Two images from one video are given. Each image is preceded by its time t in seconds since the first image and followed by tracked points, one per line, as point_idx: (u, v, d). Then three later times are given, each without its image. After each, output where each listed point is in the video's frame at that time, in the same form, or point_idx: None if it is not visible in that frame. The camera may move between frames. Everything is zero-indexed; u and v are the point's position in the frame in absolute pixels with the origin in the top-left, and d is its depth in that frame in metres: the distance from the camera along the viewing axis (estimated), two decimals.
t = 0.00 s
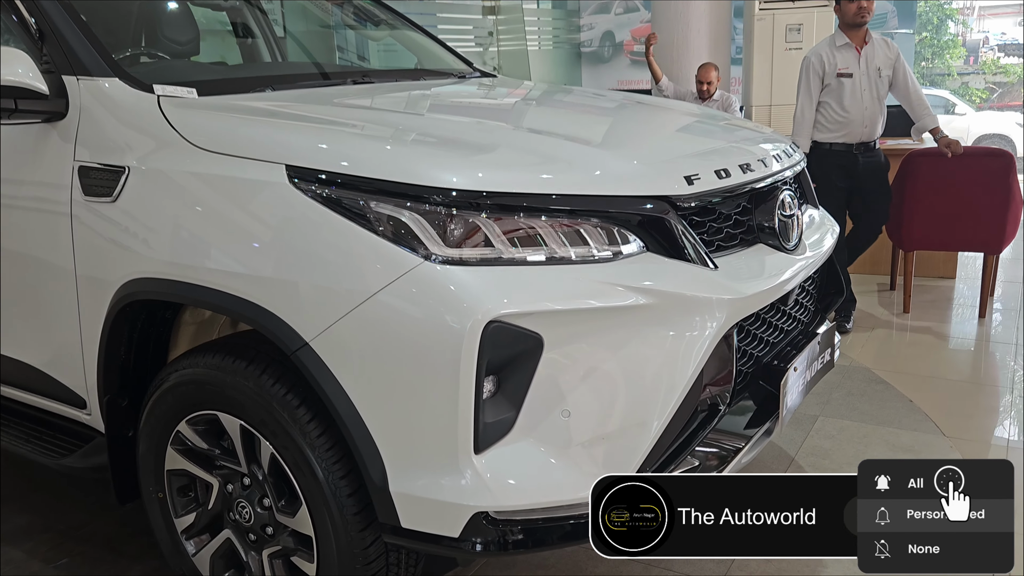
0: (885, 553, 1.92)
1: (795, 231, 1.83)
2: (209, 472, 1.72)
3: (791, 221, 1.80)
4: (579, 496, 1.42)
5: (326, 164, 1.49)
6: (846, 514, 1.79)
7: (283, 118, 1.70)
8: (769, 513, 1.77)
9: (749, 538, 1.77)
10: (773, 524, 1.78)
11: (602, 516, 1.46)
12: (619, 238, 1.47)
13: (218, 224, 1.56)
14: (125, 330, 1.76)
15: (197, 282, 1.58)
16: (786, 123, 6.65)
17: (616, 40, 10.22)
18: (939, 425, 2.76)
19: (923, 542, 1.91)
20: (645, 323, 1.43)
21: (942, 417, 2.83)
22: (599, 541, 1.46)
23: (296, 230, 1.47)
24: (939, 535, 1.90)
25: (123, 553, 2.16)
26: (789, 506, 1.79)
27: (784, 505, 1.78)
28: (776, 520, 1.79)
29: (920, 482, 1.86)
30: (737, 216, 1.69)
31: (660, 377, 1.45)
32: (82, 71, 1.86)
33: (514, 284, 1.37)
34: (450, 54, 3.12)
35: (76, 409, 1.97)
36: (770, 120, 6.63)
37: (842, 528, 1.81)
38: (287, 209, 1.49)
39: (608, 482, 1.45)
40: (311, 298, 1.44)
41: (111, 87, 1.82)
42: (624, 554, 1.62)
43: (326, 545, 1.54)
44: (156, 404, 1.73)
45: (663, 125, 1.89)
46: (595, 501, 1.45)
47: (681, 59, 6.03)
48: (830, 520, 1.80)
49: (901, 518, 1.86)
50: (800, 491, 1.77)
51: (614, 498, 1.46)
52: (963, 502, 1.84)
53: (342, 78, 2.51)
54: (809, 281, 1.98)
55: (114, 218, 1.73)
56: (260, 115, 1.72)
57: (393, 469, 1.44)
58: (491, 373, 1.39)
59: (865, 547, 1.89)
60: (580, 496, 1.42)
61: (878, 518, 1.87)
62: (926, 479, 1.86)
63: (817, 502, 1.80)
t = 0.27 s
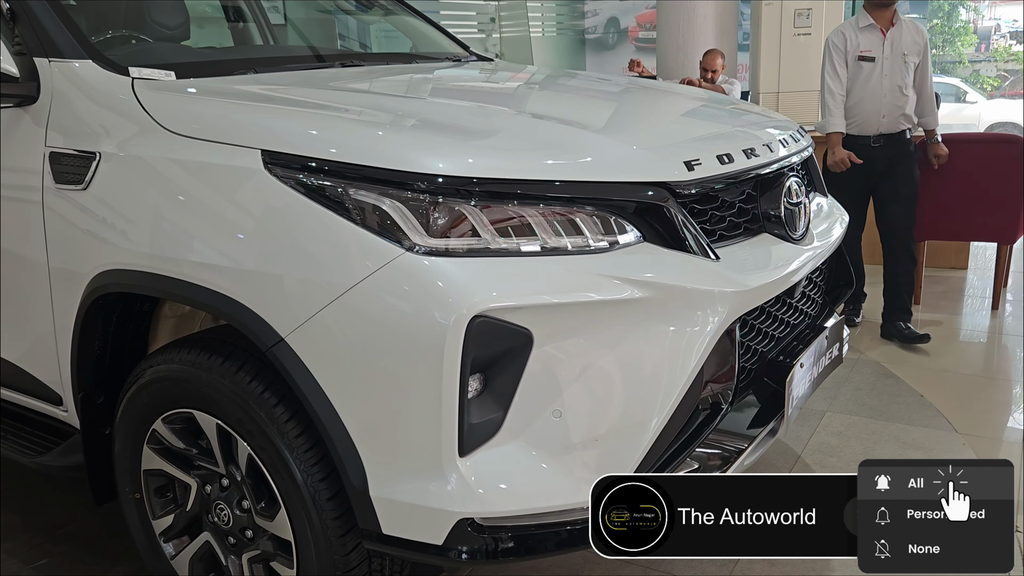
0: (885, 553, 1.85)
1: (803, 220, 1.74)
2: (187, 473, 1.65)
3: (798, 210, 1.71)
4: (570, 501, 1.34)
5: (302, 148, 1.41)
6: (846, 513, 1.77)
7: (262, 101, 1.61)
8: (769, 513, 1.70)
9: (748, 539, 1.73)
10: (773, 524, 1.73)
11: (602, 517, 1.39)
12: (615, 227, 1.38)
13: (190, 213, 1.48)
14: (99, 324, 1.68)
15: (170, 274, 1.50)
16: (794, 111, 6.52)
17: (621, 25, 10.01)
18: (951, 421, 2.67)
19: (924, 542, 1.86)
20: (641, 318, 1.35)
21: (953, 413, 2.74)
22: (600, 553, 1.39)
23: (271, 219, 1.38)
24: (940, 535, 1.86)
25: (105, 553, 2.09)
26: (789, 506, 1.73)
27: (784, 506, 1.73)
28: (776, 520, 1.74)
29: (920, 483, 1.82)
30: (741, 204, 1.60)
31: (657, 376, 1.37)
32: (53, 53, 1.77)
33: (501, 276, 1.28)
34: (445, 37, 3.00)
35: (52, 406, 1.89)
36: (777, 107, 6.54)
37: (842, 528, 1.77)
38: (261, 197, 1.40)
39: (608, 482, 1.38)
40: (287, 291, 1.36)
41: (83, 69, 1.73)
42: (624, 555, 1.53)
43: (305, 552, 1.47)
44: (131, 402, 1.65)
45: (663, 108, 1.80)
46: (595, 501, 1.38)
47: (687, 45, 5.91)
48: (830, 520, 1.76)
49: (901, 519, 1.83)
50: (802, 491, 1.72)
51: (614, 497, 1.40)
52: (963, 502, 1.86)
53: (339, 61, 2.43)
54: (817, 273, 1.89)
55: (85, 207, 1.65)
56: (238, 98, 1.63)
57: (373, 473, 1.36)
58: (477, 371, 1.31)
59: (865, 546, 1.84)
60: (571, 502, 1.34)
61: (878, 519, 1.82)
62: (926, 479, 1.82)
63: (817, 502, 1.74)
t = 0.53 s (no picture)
0: (885, 553, 1.72)
1: (811, 210, 1.62)
2: (156, 474, 1.57)
3: (803, 199, 1.59)
4: (548, 514, 1.25)
5: (265, 133, 1.32)
6: (846, 513, 1.62)
7: (231, 84, 1.52)
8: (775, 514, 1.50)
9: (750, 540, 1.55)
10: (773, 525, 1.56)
11: (603, 517, 1.30)
12: (600, 220, 1.28)
13: (150, 202, 1.39)
14: (65, 317, 1.61)
15: (131, 266, 1.42)
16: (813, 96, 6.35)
17: (637, 7, 8.83)
18: (968, 419, 2.55)
19: (924, 542, 1.73)
20: (627, 318, 1.25)
21: (971, 410, 2.61)
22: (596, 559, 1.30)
23: (232, 209, 1.30)
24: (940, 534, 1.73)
25: (83, 550, 2.03)
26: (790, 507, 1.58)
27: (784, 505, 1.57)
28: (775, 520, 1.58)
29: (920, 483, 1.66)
30: (741, 194, 1.49)
31: (644, 380, 1.27)
32: (20, 34, 1.70)
33: (473, 273, 1.19)
34: (442, 17, 2.87)
35: (23, 399, 1.83)
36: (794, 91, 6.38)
37: (841, 528, 1.62)
38: (221, 186, 1.31)
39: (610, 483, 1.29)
40: (248, 286, 1.27)
41: (49, 51, 1.66)
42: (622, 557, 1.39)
43: (272, 561, 1.39)
44: (98, 400, 1.58)
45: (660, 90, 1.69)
46: (596, 501, 1.29)
47: (703, 27, 5.76)
48: (831, 519, 1.60)
49: (900, 519, 1.69)
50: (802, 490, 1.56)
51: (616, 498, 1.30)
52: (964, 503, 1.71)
53: (340, 40, 2.34)
54: (827, 266, 1.77)
55: (47, 194, 1.57)
56: (206, 80, 1.54)
57: (339, 481, 1.27)
58: (450, 374, 1.22)
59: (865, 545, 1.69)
60: (549, 515, 1.25)
61: (878, 519, 1.67)
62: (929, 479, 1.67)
63: (818, 501, 1.58)
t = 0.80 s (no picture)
0: (885, 553, 1.62)
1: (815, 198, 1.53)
2: (129, 474, 1.53)
3: (806, 187, 1.49)
4: (524, 525, 1.18)
5: (227, 121, 1.25)
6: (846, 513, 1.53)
7: (201, 68, 1.46)
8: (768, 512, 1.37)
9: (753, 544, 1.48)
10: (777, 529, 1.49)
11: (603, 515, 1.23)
12: (581, 212, 1.20)
13: (114, 193, 1.34)
14: (38, 311, 1.56)
15: (96, 260, 1.36)
16: (837, 78, 6.17)
17: None
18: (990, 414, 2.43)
19: (924, 541, 1.61)
20: (608, 317, 1.17)
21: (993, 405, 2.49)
22: (597, 562, 1.25)
23: (194, 202, 1.23)
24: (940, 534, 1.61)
25: (71, 545, 2.00)
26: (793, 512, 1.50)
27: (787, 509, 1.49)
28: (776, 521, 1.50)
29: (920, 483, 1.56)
30: (738, 183, 1.40)
31: (628, 384, 1.19)
32: None
33: (441, 270, 1.12)
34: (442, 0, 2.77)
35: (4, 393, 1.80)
36: (816, 72, 6.19)
37: (841, 528, 1.54)
38: (183, 177, 1.25)
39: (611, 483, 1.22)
40: (209, 283, 1.21)
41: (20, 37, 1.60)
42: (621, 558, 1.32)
43: (241, 569, 1.33)
44: (70, 397, 1.53)
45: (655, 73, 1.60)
46: (596, 500, 1.22)
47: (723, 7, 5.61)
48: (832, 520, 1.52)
49: (900, 519, 1.59)
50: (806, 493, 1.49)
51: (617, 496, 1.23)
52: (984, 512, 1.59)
53: (347, 21, 2.26)
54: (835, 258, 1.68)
55: (16, 184, 1.53)
56: (177, 65, 1.48)
57: (305, 489, 1.21)
58: (419, 377, 1.15)
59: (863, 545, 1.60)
60: (525, 526, 1.18)
61: (878, 519, 1.58)
62: (930, 479, 1.57)
63: (817, 500, 1.50)
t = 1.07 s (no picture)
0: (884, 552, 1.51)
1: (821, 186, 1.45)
2: (114, 470, 1.50)
3: (809, 175, 1.41)
4: (503, 531, 1.13)
5: (198, 108, 1.20)
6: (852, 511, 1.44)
7: (179, 55, 1.41)
8: (771, 514, 1.24)
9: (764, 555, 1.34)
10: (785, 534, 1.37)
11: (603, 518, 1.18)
12: (566, 203, 1.15)
13: (87, 184, 1.29)
14: (22, 304, 1.53)
15: (71, 252, 1.33)
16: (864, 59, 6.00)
17: None
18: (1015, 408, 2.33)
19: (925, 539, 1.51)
20: (592, 314, 1.11)
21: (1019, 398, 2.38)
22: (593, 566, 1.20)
23: (165, 192, 1.19)
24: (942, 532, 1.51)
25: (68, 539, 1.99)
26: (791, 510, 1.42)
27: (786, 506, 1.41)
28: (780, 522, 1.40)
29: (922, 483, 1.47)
30: (737, 171, 1.33)
31: (613, 384, 1.13)
32: None
33: (414, 264, 1.07)
34: None
35: None
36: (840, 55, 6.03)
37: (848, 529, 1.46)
38: (155, 167, 1.21)
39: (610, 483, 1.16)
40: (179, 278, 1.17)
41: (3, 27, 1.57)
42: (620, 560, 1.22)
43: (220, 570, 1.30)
44: (54, 391, 1.50)
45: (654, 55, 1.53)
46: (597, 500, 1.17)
47: None
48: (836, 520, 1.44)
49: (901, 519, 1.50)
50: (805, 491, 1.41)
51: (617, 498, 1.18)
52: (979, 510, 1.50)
53: (356, 5, 2.20)
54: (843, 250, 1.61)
55: None
56: (155, 52, 1.43)
57: (278, 490, 1.17)
58: (394, 376, 1.11)
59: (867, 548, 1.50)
60: (503, 532, 1.14)
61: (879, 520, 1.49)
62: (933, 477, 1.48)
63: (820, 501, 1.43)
